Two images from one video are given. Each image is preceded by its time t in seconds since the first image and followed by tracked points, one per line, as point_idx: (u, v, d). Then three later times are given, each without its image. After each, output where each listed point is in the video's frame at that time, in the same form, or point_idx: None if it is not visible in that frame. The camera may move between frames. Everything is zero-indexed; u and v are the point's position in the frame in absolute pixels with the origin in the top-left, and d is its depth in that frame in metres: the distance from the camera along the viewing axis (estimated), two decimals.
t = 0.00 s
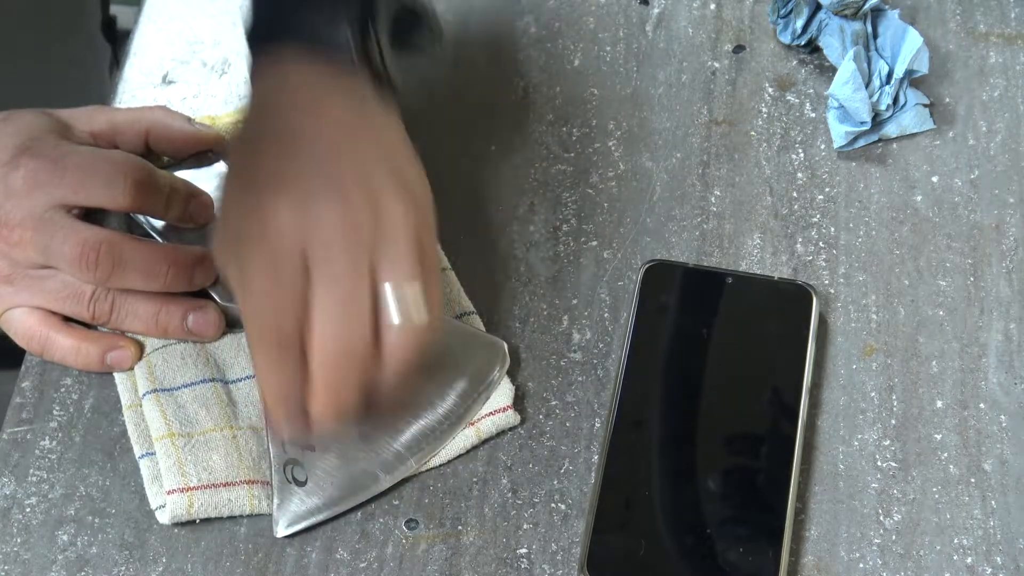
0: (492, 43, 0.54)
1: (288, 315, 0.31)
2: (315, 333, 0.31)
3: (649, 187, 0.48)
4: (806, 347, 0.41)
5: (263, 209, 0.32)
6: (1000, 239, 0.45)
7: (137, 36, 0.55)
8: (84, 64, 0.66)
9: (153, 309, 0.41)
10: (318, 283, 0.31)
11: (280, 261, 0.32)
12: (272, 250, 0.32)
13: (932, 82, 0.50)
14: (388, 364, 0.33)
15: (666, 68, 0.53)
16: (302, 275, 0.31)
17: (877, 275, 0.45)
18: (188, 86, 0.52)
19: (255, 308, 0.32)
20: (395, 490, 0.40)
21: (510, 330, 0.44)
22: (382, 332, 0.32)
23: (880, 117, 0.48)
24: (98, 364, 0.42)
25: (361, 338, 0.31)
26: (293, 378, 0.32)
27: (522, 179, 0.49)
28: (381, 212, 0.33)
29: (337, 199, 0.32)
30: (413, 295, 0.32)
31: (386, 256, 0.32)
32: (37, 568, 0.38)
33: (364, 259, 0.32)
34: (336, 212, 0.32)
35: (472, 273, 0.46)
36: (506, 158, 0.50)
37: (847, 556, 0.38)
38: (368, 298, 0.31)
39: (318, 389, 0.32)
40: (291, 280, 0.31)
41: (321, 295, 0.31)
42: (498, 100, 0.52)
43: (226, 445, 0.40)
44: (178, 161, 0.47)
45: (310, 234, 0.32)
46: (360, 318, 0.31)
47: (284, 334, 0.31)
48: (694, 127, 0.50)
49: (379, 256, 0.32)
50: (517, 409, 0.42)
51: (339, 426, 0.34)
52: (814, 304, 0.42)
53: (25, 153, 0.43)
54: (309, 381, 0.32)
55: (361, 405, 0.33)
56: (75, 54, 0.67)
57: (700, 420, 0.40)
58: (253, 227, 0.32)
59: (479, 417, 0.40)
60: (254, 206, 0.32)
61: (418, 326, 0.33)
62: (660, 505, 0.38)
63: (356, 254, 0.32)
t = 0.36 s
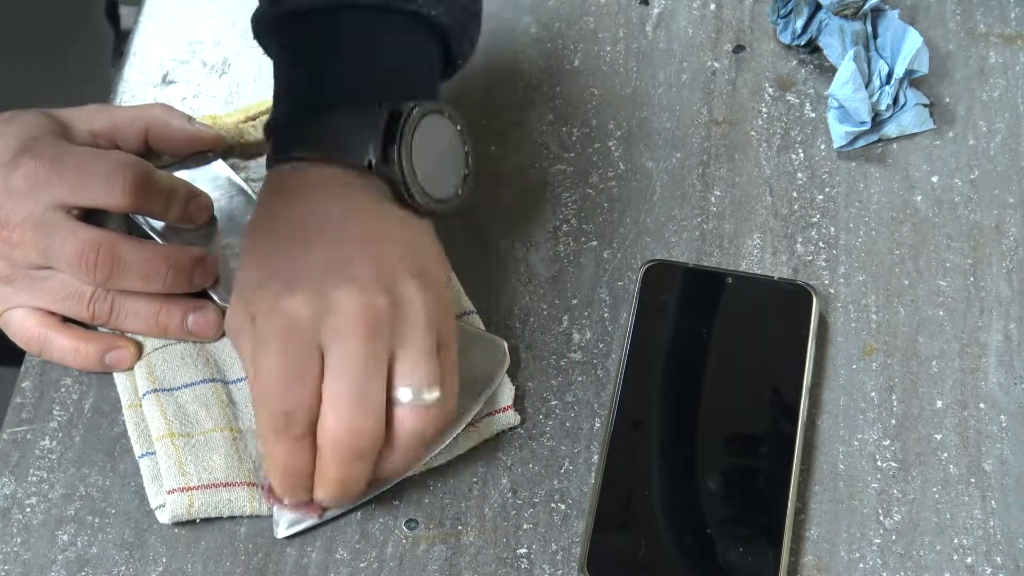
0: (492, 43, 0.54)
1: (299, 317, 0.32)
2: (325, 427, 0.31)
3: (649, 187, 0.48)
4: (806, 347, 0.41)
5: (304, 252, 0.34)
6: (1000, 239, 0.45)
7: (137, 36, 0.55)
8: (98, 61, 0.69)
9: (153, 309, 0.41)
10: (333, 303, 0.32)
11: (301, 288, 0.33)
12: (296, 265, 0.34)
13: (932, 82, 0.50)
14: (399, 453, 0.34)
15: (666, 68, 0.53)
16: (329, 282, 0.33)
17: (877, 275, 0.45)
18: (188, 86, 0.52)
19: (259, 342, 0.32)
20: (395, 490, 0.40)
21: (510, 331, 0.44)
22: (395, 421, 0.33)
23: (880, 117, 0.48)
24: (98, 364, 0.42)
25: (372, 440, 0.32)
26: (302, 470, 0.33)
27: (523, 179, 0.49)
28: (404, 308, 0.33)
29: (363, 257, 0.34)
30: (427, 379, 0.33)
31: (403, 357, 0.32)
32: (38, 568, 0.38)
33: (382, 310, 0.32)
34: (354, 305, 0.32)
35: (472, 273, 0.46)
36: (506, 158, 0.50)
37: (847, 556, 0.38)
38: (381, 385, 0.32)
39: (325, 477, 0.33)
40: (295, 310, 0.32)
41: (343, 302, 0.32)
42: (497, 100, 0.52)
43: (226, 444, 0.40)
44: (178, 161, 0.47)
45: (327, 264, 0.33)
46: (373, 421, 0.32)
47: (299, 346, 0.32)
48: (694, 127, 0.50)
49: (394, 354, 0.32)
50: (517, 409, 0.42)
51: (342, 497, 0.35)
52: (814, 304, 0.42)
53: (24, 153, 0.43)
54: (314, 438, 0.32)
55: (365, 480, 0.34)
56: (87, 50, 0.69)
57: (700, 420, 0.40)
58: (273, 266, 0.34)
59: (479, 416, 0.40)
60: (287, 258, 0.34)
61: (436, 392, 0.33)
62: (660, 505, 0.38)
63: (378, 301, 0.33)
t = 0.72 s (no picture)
0: (491, 42, 0.54)
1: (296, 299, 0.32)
2: (332, 339, 0.32)
3: (649, 187, 0.48)
4: (806, 347, 0.41)
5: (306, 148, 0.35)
6: (1000, 239, 0.45)
7: (137, 36, 0.55)
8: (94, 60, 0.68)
9: (153, 308, 0.41)
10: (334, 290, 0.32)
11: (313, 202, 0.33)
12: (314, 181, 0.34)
13: (932, 82, 0.50)
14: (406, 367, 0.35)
15: (666, 68, 0.53)
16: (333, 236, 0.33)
17: (877, 275, 0.45)
18: (188, 86, 0.52)
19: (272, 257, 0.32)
20: (395, 490, 0.40)
21: (510, 331, 0.44)
22: (398, 330, 0.33)
23: (880, 117, 0.48)
24: (97, 363, 0.42)
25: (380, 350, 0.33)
26: (309, 378, 0.33)
27: (522, 179, 0.49)
28: (404, 238, 0.34)
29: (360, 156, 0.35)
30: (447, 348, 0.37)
31: (405, 267, 0.33)
32: (38, 568, 0.38)
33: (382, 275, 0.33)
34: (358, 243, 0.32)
35: (472, 273, 0.46)
36: (507, 158, 0.50)
37: (847, 556, 0.38)
38: (381, 339, 0.33)
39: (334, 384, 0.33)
40: (301, 240, 0.33)
41: (347, 238, 0.33)
42: (497, 100, 0.52)
43: (226, 444, 0.40)
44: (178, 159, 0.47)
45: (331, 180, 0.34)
46: (380, 321, 0.32)
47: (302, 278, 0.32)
48: (694, 127, 0.50)
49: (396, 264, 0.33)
50: (517, 409, 0.42)
51: (350, 415, 0.34)
52: (814, 304, 0.42)
53: (24, 153, 0.43)
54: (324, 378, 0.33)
55: (372, 394, 0.34)
56: (84, 50, 0.68)
57: (700, 419, 0.40)
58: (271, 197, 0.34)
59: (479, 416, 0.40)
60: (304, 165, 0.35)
61: (431, 325, 0.34)
62: (660, 506, 0.38)
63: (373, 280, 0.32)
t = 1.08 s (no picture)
0: (492, 42, 0.54)
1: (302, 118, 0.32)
2: (326, 215, 0.32)
3: (649, 187, 0.48)
4: (806, 348, 0.41)
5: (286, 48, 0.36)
6: (1000, 239, 0.45)
7: (137, 36, 0.55)
8: (92, 59, 0.68)
9: (153, 308, 0.41)
10: (321, 154, 0.32)
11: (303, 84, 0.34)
12: (295, 52, 0.36)
13: (932, 82, 0.50)
14: (395, 243, 0.36)
15: (666, 68, 0.53)
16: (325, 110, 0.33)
17: (877, 275, 0.45)
18: (188, 86, 0.52)
19: (263, 190, 0.32)
20: (395, 490, 0.40)
21: (510, 331, 0.44)
22: (385, 207, 0.34)
23: (880, 117, 0.48)
24: (97, 363, 0.42)
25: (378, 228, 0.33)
26: (303, 267, 0.35)
27: (522, 179, 0.49)
28: (386, 116, 0.34)
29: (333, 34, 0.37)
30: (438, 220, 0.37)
31: (392, 152, 0.33)
32: (38, 568, 0.38)
33: (369, 142, 0.33)
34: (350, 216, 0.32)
35: (473, 273, 0.46)
36: (507, 158, 0.50)
37: (847, 556, 0.38)
38: (375, 189, 0.32)
39: (332, 275, 0.35)
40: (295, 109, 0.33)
41: (325, 112, 0.33)
42: (497, 100, 0.52)
43: (226, 443, 0.40)
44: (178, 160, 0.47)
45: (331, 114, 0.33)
46: (374, 210, 0.32)
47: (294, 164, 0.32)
48: (694, 127, 0.50)
49: (382, 149, 0.33)
50: (517, 409, 0.42)
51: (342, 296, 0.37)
52: (813, 304, 0.42)
53: (24, 152, 0.43)
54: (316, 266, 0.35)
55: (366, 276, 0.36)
56: (86, 51, 0.69)
57: (700, 419, 0.40)
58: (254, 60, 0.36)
59: (478, 416, 0.40)
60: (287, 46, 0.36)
61: (421, 198, 0.34)
62: (660, 506, 0.38)
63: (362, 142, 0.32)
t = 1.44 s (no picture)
0: (492, 42, 0.54)
1: (335, 217, 0.35)
2: (366, 313, 0.34)
3: (649, 187, 0.48)
4: (806, 348, 0.41)
5: (317, 106, 0.38)
6: (1000, 239, 0.45)
7: (137, 36, 0.55)
8: (90, 57, 0.68)
9: (153, 308, 0.41)
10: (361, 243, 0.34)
11: (334, 167, 0.36)
12: (327, 135, 0.38)
13: (932, 82, 0.50)
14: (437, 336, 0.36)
15: (666, 68, 0.53)
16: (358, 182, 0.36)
17: (877, 275, 0.45)
18: (188, 86, 0.52)
19: (303, 250, 0.35)
20: (395, 490, 0.40)
21: (511, 331, 0.44)
22: (430, 302, 0.35)
23: (880, 117, 0.48)
24: (97, 363, 0.42)
25: (412, 316, 0.34)
26: (340, 360, 0.35)
27: (522, 179, 0.49)
28: (427, 197, 0.37)
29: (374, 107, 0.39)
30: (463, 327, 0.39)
31: (431, 235, 0.36)
32: (38, 568, 0.38)
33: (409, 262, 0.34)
34: (390, 237, 0.34)
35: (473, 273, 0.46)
36: (507, 158, 0.50)
37: (847, 556, 0.38)
38: (416, 271, 0.34)
39: (364, 363, 0.35)
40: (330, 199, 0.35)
41: (372, 196, 0.35)
42: (497, 101, 0.52)
43: (226, 443, 0.40)
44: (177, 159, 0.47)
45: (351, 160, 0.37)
46: (413, 293, 0.34)
47: (333, 245, 0.34)
48: (694, 127, 0.50)
49: (422, 236, 0.35)
50: (517, 409, 0.42)
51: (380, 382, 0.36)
52: (814, 304, 0.42)
53: (25, 153, 0.44)
54: (355, 356, 0.35)
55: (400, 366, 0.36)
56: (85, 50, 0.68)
57: (700, 420, 0.40)
58: (295, 146, 0.37)
59: (479, 416, 0.40)
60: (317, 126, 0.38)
61: (461, 292, 0.36)
62: (660, 506, 0.38)
63: (401, 265, 0.34)
